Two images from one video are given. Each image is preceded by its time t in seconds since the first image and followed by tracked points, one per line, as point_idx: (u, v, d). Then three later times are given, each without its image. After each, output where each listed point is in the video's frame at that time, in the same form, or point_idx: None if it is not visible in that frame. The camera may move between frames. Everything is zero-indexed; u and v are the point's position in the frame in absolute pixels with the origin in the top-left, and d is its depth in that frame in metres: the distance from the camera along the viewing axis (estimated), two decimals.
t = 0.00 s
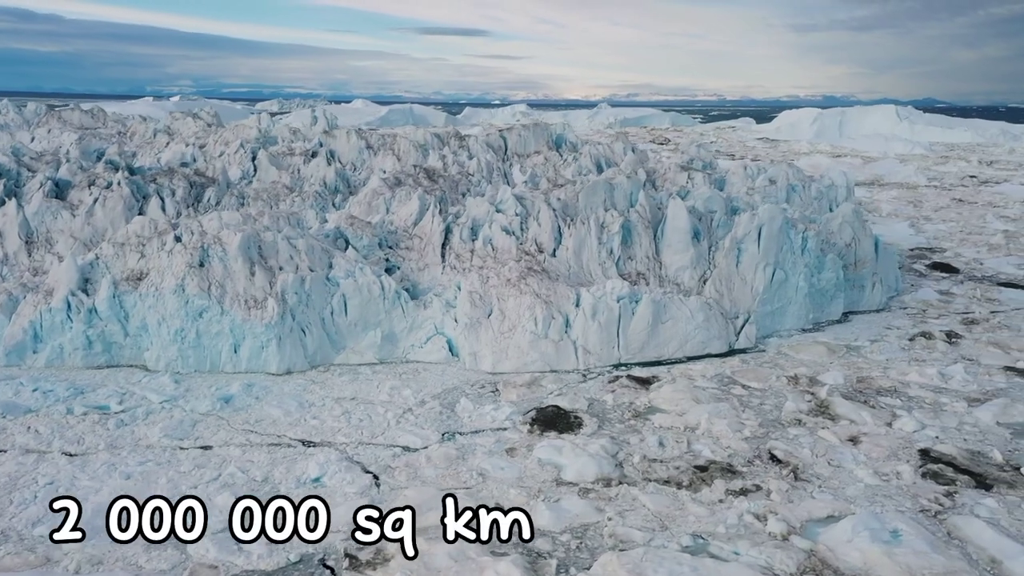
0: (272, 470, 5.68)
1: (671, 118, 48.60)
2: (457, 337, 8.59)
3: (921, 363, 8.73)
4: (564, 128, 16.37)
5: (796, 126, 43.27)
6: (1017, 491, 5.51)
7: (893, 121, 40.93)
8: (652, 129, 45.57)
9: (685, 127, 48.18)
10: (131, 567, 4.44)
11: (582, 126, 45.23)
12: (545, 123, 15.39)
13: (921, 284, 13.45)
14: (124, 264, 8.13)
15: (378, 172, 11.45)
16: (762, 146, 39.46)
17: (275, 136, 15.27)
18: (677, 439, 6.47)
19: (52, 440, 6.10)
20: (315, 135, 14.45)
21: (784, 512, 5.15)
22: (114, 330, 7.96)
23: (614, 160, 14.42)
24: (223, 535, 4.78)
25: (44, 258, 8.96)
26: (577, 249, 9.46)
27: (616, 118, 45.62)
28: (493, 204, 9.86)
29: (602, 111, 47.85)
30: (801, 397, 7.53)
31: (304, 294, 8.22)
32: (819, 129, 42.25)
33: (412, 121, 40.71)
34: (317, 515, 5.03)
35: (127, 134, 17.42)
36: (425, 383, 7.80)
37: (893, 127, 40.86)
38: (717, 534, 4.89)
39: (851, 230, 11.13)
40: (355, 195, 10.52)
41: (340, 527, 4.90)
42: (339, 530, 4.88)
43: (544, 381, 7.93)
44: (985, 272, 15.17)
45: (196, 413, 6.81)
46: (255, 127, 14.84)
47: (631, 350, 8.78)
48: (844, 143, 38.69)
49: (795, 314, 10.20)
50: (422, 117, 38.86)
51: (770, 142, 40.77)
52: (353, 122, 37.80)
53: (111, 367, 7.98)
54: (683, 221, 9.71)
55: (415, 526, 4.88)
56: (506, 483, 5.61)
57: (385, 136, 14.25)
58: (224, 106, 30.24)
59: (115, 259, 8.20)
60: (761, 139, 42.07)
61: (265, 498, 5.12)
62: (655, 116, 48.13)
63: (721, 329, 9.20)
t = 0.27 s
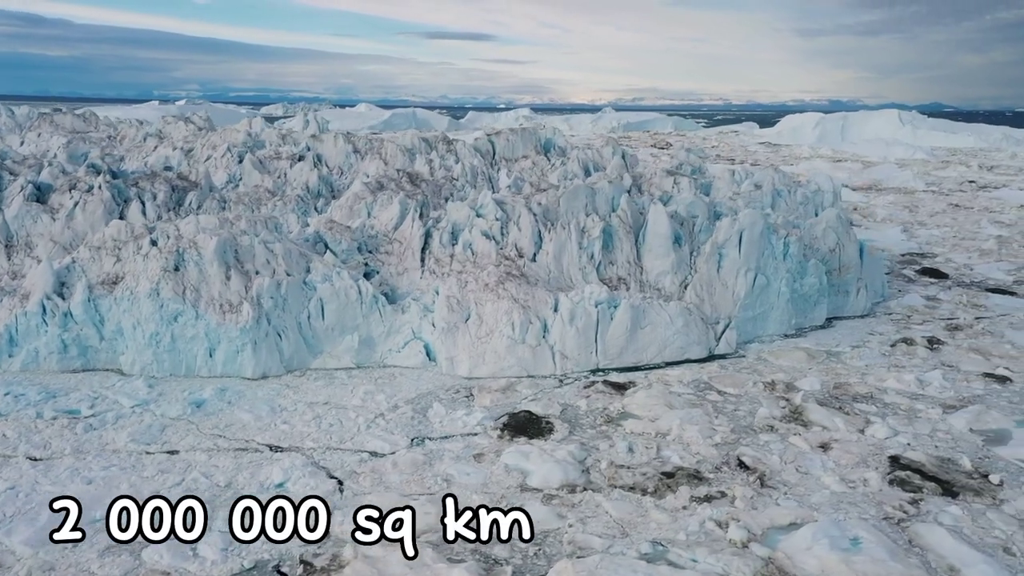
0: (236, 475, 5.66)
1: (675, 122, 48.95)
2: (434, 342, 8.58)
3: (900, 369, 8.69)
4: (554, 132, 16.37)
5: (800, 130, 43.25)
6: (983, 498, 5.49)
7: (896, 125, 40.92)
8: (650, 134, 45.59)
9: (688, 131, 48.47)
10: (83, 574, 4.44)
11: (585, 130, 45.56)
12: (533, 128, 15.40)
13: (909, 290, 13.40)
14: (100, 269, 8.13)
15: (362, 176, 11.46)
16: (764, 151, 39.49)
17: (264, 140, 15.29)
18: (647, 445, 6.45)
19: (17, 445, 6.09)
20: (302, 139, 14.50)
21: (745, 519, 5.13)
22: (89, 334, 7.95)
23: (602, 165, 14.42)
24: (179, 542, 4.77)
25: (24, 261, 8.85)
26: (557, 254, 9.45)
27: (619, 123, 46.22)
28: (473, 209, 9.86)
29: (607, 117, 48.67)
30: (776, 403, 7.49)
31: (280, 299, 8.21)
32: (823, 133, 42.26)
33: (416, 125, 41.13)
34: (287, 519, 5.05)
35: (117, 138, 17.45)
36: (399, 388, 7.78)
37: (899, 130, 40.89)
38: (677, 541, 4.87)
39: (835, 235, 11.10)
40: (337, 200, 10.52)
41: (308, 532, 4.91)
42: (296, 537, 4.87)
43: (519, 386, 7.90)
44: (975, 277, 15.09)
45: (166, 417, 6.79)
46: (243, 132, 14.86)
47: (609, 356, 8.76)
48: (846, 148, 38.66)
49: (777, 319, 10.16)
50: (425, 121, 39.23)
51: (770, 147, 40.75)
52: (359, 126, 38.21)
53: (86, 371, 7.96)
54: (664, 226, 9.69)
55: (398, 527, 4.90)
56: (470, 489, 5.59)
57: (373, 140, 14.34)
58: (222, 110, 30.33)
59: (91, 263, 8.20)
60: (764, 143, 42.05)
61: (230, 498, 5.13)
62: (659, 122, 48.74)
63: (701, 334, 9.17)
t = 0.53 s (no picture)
0: (196, 480, 5.65)
1: (678, 127, 49.33)
2: (409, 346, 8.56)
3: (877, 375, 8.65)
4: (542, 138, 16.38)
5: (802, 135, 43.25)
6: (946, 506, 5.46)
7: (898, 130, 40.95)
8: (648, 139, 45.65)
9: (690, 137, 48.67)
10: None
11: (587, 136, 46.00)
12: (520, 133, 15.43)
13: (895, 296, 13.35)
14: (73, 272, 8.13)
15: (343, 181, 11.48)
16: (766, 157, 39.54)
17: (251, 145, 15.32)
18: (613, 451, 6.43)
19: None
20: (288, 143, 14.55)
21: (704, 526, 5.11)
22: (62, 338, 7.94)
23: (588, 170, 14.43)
24: (131, 548, 4.76)
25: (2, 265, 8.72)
26: (535, 258, 9.44)
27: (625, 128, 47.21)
28: (451, 214, 9.85)
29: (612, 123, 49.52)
30: (748, 409, 7.46)
31: (254, 303, 8.20)
32: (824, 138, 42.36)
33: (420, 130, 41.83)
34: (287, 518, 5.15)
35: (106, 142, 17.50)
36: (372, 394, 7.76)
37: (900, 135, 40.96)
38: (632, 549, 4.85)
39: (817, 241, 11.07)
40: (317, 204, 10.53)
41: (308, 532, 5.01)
42: (251, 543, 4.86)
43: (492, 391, 7.89)
44: (963, 283, 15.04)
45: (134, 422, 6.78)
46: (230, 136, 14.89)
47: (585, 361, 8.74)
48: (846, 154, 38.66)
49: (758, 325, 10.12)
50: (430, 125, 39.82)
51: (770, 152, 40.78)
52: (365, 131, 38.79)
53: (59, 375, 7.95)
54: (642, 231, 9.67)
55: (398, 528, 5.02)
56: (431, 495, 5.57)
57: (359, 144, 14.42)
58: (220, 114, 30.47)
59: (65, 267, 8.20)
60: (766, 149, 42.04)
61: (187, 501, 5.13)
62: (664, 127, 49.55)
63: (678, 339, 9.14)
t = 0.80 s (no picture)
0: (157, 485, 5.64)
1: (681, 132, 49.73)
2: (384, 351, 8.55)
3: (854, 381, 8.62)
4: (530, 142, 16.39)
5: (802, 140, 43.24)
6: (908, 513, 5.45)
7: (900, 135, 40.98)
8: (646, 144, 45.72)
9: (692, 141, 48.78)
10: None
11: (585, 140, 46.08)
12: (507, 137, 15.45)
13: (880, 302, 13.31)
14: (47, 276, 8.13)
15: (326, 185, 11.49)
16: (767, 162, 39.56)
17: (239, 148, 15.34)
18: (581, 457, 6.41)
19: None
20: (274, 147, 14.56)
21: (662, 533, 5.09)
22: (35, 342, 7.94)
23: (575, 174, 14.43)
24: (84, 553, 4.77)
25: None
26: (514, 263, 9.43)
27: (627, 132, 47.65)
28: (431, 218, 9.85)
29: (616, 127, 50.00)
30: (721, 415, 7.43)
31: (228, 307, 8.19)
32: (827, 142, 42.42)
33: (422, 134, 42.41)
34: (287, 519, 5.22)
35: (96, 146, 17.53)
36: (344, 398, 7.74)
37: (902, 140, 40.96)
38: (589, 556, 4.83)
39: (799, 246, 11.04)
40: (298, 208, 10.53)
41: (308, 532, 5.07)
42: (204, 549, 4.86)
43: (465, 396, 7.87)
44: (951, 289, 15.00)
45: (102, 426, 6.77)
46: (218, 140, 14.92)
47: (561, 366, 8.72)
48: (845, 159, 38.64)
49: (738, 331, 10.08)
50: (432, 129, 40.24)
51: (771, 157, 40.82)
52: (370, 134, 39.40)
53: (32, 379, 7.94)
54: (621, 236, 9.65)
55: (397, 527, 5.06)
56: (392, 501, 5.55)
57: (345, 148, 14.45)
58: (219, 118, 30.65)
59: (39, 270, 8.20)
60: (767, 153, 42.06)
61: (188, 501, 5.21)
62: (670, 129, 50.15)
63: (656, 345, 9.12)
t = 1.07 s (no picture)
0: (119, 490, 5.63)
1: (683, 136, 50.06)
2: (361, 355, 8.54)
3: (832, 386, 8.59)
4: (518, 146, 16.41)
5: (805, 144, 43.33)
6: (872, 520, 5.43)
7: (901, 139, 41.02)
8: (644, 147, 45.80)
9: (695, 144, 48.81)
10: None
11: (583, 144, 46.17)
12: (493, 141, 15.48)
13: (866, 306, 13.27)
14: (21, 279, 8.14)
15: (308, 188, 11.50)
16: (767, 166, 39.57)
17: (226, 152, 15.36)
18: (549, 462, 6.39)
19: None
20: (260, 151, 14.59)
21: (622, 540, 5.07)
22: (9, 345, 7.93)
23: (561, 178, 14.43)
24: (39, 559, 4.78)
25: None
26: (492, 267, 9.43)
27: (630, 136, 48.12)
28: (410, 222, 9.86)
29: (618, 131, 50.36)
30: (694, 420, 7.41)
31: (203, 311, 8.19)
32: (830, 146, 42.37)
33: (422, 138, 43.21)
34: (287, 518, 5.27)
35: (85, 149, 17.56)
36: (318, 402, 7.73)
37: (905, 144, 40.92)
38: (546, 562, 4.82)
39: (782, 250, 11.02)
40: (278, 212, 10.54)
41: (308, 532, 5.13)
42: (159, 555, 4.85)
43: (439, 401, 7.85)
44: (939, 293, 14.96)
45: (70, 431, 6.76)
46: (204, 143, 14.95)
47: (538, 371, 8.70)
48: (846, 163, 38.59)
49: (719, 335, 10.05)
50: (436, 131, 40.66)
51: (772, 161, 40.88)
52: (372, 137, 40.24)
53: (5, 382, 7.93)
54: (601, 240, 9.63)
55: (397, 528, 5.12)
56: (354, 506, 5.53)
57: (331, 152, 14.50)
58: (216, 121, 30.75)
59: (14, 274, 8.20)
60: (768, 157, 42.06)
61: (187, 501, 5.30)
62: (671, 133, 50.32)
63: (635, 349, 9.09)
